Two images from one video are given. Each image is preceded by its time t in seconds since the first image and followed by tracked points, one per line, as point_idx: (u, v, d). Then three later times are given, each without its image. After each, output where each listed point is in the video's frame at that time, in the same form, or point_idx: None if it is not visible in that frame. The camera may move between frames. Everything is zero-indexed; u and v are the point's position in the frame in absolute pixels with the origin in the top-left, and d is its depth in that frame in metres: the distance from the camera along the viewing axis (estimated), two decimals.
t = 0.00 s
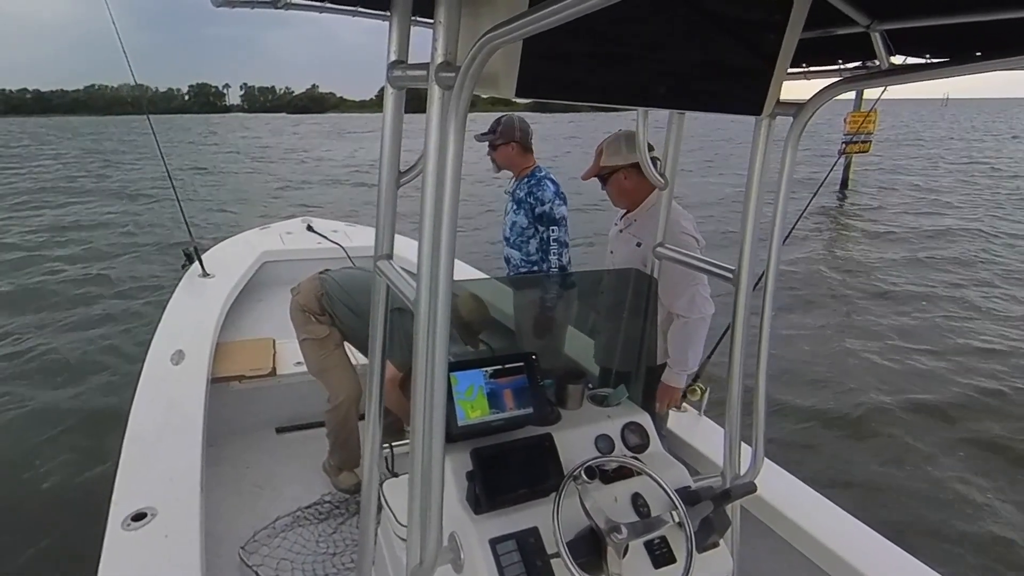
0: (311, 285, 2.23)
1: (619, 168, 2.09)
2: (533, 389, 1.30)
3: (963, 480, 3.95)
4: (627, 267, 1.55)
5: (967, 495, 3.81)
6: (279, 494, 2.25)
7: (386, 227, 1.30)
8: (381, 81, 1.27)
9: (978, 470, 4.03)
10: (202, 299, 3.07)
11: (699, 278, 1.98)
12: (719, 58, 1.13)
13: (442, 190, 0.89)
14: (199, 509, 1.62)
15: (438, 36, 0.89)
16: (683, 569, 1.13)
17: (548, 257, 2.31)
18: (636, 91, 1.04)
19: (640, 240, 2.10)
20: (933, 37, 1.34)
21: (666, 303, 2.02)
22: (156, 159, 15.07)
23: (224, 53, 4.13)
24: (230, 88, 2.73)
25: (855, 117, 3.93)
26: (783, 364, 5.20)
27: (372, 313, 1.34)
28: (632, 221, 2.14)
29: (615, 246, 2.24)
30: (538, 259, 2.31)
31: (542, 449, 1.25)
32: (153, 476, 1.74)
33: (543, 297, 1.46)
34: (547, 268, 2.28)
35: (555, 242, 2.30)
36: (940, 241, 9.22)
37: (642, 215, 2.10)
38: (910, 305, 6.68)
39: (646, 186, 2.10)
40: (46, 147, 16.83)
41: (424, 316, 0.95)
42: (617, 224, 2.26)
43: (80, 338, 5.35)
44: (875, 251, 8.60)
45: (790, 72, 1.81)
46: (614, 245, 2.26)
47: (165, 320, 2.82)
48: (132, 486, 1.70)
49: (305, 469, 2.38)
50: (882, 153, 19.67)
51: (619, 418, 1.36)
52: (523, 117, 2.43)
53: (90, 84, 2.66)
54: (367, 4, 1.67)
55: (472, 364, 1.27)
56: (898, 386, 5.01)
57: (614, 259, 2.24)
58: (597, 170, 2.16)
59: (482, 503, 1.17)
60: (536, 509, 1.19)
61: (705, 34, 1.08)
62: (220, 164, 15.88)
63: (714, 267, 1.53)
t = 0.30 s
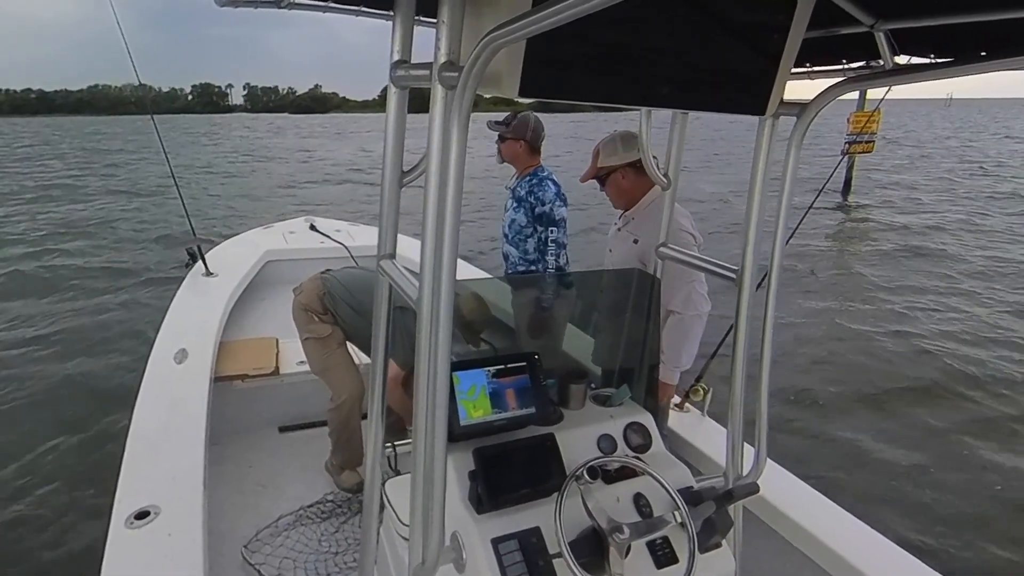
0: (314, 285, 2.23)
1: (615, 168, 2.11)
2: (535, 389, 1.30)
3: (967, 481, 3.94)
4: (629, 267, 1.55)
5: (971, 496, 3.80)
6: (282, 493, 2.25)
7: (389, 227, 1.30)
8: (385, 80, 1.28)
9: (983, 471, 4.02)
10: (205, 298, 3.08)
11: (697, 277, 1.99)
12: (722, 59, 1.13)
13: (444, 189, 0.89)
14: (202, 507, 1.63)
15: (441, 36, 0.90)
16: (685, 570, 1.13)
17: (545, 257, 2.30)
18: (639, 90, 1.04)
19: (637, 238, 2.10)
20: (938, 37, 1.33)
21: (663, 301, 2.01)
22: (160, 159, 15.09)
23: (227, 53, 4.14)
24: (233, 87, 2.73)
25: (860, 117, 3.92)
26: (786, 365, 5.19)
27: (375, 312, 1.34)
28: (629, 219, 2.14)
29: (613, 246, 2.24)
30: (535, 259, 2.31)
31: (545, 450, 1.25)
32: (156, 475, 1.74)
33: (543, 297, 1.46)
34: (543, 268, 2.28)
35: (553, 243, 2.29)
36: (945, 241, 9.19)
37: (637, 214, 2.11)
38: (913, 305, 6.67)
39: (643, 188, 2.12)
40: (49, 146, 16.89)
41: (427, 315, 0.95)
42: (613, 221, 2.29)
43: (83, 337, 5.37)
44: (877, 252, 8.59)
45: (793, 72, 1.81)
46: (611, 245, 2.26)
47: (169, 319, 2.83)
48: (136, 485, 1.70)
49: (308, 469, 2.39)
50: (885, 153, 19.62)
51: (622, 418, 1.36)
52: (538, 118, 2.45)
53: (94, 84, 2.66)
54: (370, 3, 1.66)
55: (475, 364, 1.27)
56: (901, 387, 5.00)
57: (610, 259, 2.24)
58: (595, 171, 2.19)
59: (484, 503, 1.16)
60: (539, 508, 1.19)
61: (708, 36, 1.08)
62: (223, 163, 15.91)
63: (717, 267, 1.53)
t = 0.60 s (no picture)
0: (318, 283, 2.23)
1: (614, 168, 2.11)
2: (537, 387, 1.31)
3: (971, 481, 3.93)
4: (632, 266, 1.54)
5: (975, 496, 3.79)
6: (284, 491, 2.25)
7: (392, 225, 1.30)
8: (387, 79, 1.28)
9: (987, 471, 4.00)
10: (208, 296, 3.09)
11: (696, 275, 1.99)
12: (724, 58, 1.12)
13: (447, 187, 0.89)
14: (204, 505, 1.63)
15: (444, 35, 0.90)
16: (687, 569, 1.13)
17: (545, 256, 2.30)
18: (641, 88, 1.04)
19: (636, 235, 2.09)
20: (941, 35, 1.33)
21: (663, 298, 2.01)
22: (163, 158, 15.11)
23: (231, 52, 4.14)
24: (236, 87, 2.73)
25: (863, 116, 3.91)
26: (789, 364, 5.18)
27: (378, 309, 1.35)
28: (627, 217, 2.14)
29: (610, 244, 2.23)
30: (535, 257, 2.30)
31: (547, 448, 1.25)
32: (160, 473, 1.74)
33: (545, 295, 1.46)
34: (543, 266, 2.27)
35: (554, 243, 2.29)
36: (949, 241, 9.15)
37: (637, 213, 2.11)
38: (916, 305, 6.65)
39: (642, 187, 2.13)
40: (52, 146, 16.92)
41: (430, 314, 0.95)
42: (612, 220, 2.29)
43: (86, 335, 5.38)
44: (881, 251, 8.58)
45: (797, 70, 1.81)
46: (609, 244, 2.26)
47: (172, 317, 2.84)
48: (139, 482, 1.71)
49: (311, 467, 2.39)
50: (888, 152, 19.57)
51: (624, 417, 1.36)
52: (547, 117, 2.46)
53: (98, 84, 2.67)
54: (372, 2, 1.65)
55: (476, 362, 1.27)
56: (904, 386, 4.99)
57: (608, 257, 2.23)
58: (595, 171, 2.20)
59: (486, 501, 1.17)
60: (542, 507, 1.20)
61: (707, 30, 1.07)
62: (226, 163, 15.94)
63: (720, 266, 1.52)
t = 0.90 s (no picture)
0: (321, 284, 2.24)
1: (614, 168, 2.11)
2: (540, 387, 1.31)
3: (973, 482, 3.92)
4: (634, 266, 1.54)
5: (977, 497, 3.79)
6: (287, 491, 2.25)
7: (393, 225, 1.30)
8: (389, 78, 1.28)
9: (990, 472, 4.00)
10: (210, 296, 3.09)
11: (696, 273, 1.99)
12: (726, 57, 1.12)
13: (449, 187, 0.89)
14: (207, 505, 1.63)
15: (445, 35, 0.90)
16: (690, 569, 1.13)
17: (548, 257, 2.30)
18: (642, 88, 1.04)
19: (637, 234, 2.09)
20: (945, 34, 1.33)
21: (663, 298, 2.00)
22: (166, 158, 15.14)
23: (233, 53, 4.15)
24: (239, 87, 2.74)
25: (866, 116, 3.90)
26: (791, 364, 5.18)
27: (380, 310, 1.35)
28: (627, 217, 2.14)
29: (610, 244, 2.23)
30: (539, 257, 2.31)
31: (549, 448, 1.25)
32: (162, 472, 1.74)
33: (546, 296, 1.46)
34: (547, 267, 2.27)
35: (557, 243, 2.29)
36: (953, 240, 9.14)
37: (636, 212, 2.11)
38: (918, 305, 6.64)
39: (642, 187, 2.14)
40: (54, 146, 16.94)
41: (432, 312, 0.95)
42: (612, 219, 2.29)
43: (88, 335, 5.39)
44: (883, 251, 8.56)
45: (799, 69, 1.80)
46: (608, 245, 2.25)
47: (174, 316, 2.84)
48: (143, 481, 1.71)
49: (313, 466, 2.39)
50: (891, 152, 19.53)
51: (625, 417, 1.36)
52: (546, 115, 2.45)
53: (101, 84, 2.67)
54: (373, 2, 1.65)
55: (479, 362, 1.27)
56: (906, 386, 4.99)
57: (608, 257, 2.23)
58: (593, 172, 2.19)
59: (488, 501, 1.17)
60: (544, 506, 1.20)
61: (709, 28, 1.06)
62: (228, 163, 15.95)
63: (723, 266, 1.52)
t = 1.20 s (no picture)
0: (325, 287, 2.24)
1: (616, 170, 2.11)
2: (542, 389, 1.30)
3: (977, 484, 3.91)
4: (635, 268, 1.53)
5: (980, 498, 3.78)
6: (289, 492, 2.25)
7: (396, 227, 1.30)
8: (392, 80, 1.28)
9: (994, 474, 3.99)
10: (214, 296, 3.10)
11: (698, 276, 1.99)
12: (730, 58, 1.12)
13: (451, 189, 0.89)
14: (209, 506, 1.63)
15: (448, 37, 0.90)
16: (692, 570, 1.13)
17: (552, 259, 2.30)
18: (645, 90, 1.04)
19: (637, 235, 2.09)
20: (948, 36, 1.32)
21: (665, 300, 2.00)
22: (169, 158, 15.18)
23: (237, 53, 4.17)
24: (243, 87, 2.74)
25: (869, 117, 3.90)
26: (793, 365, 5.17)
27: (382, 313, 1.35)
28: (629, 218, 2.14)
29: (611, 245, 2.23)
30: (542, 259, 2.30)
31: (551, 450, 1.25)
32: (164, 473, 1.75)
33: (548, 298, 1.46)
34: (550, 269, 2.27)
35: (560, 245, 2.29)
36: (956, 241, 9.11)
37: (637, 214, 2.11)
38: (922, 305, 6.63)
39: (644, 189, 2.14)
40: (58, 146, 16.98)
41: (434, 313, 0.95)
42: (614, 220, 2.29)
43: (92, 334, 5.40)
44: (887, 251, 8.54)
45: (801, 71, 1.80)
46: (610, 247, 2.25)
47: (178, 317, 2.85)
48: (146, 481, 1.72)
49: (316, 467, 2.39)
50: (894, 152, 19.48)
51: (628, 419, 1.36)
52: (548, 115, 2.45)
53: (105, 84, 2.68)
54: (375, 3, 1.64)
55: (481, 363, 1.27)
56: (909, 387, 4.98)
57: (609, 258, 2.23)
58: (594, 174, 2.18)
59: (490, 502, 1.16)
60: (545, 508, 1.19)
61: (708, 28, 1.05)
62: (230, 162, 15.97)
63: (725, 267, 1.52)
